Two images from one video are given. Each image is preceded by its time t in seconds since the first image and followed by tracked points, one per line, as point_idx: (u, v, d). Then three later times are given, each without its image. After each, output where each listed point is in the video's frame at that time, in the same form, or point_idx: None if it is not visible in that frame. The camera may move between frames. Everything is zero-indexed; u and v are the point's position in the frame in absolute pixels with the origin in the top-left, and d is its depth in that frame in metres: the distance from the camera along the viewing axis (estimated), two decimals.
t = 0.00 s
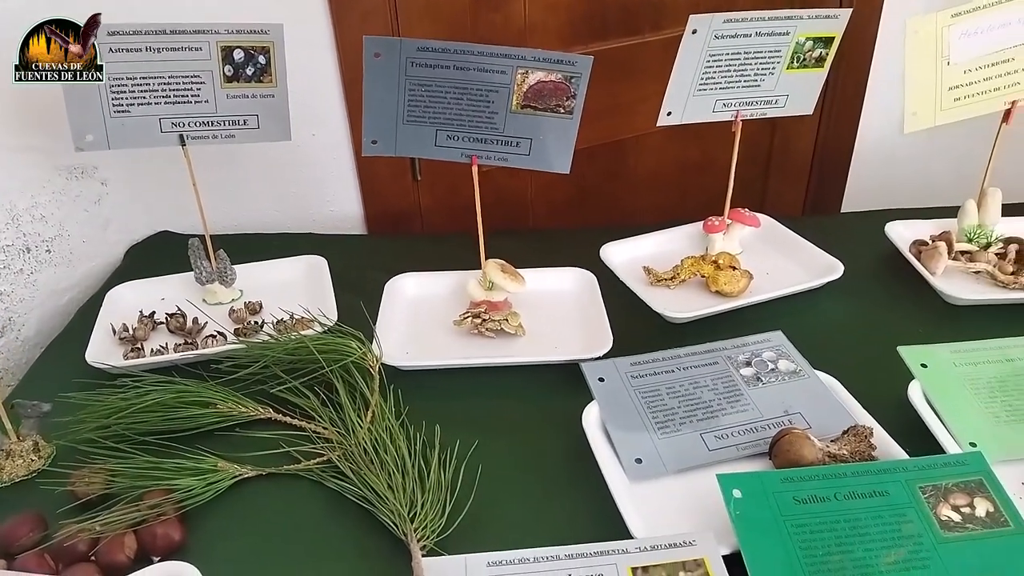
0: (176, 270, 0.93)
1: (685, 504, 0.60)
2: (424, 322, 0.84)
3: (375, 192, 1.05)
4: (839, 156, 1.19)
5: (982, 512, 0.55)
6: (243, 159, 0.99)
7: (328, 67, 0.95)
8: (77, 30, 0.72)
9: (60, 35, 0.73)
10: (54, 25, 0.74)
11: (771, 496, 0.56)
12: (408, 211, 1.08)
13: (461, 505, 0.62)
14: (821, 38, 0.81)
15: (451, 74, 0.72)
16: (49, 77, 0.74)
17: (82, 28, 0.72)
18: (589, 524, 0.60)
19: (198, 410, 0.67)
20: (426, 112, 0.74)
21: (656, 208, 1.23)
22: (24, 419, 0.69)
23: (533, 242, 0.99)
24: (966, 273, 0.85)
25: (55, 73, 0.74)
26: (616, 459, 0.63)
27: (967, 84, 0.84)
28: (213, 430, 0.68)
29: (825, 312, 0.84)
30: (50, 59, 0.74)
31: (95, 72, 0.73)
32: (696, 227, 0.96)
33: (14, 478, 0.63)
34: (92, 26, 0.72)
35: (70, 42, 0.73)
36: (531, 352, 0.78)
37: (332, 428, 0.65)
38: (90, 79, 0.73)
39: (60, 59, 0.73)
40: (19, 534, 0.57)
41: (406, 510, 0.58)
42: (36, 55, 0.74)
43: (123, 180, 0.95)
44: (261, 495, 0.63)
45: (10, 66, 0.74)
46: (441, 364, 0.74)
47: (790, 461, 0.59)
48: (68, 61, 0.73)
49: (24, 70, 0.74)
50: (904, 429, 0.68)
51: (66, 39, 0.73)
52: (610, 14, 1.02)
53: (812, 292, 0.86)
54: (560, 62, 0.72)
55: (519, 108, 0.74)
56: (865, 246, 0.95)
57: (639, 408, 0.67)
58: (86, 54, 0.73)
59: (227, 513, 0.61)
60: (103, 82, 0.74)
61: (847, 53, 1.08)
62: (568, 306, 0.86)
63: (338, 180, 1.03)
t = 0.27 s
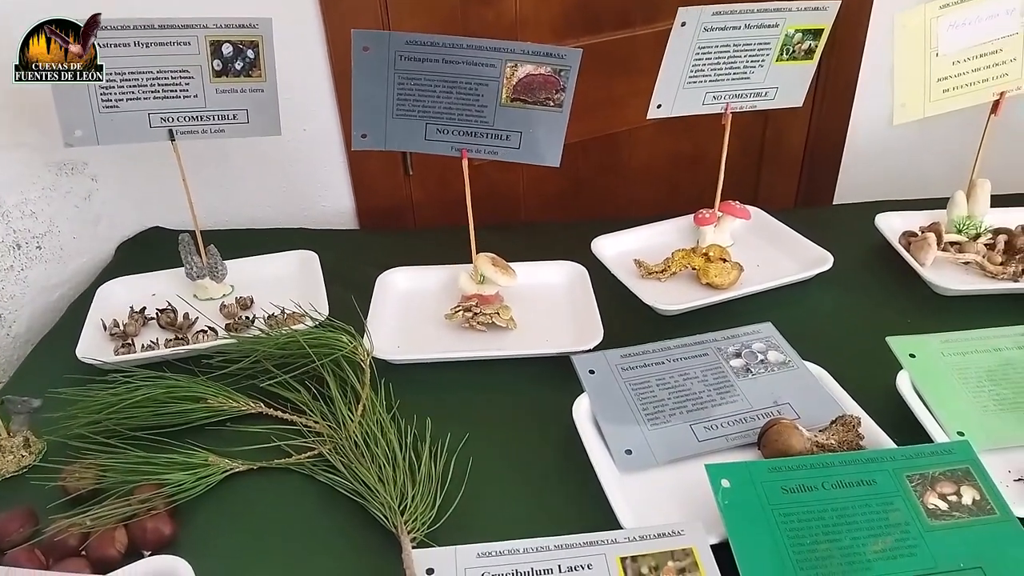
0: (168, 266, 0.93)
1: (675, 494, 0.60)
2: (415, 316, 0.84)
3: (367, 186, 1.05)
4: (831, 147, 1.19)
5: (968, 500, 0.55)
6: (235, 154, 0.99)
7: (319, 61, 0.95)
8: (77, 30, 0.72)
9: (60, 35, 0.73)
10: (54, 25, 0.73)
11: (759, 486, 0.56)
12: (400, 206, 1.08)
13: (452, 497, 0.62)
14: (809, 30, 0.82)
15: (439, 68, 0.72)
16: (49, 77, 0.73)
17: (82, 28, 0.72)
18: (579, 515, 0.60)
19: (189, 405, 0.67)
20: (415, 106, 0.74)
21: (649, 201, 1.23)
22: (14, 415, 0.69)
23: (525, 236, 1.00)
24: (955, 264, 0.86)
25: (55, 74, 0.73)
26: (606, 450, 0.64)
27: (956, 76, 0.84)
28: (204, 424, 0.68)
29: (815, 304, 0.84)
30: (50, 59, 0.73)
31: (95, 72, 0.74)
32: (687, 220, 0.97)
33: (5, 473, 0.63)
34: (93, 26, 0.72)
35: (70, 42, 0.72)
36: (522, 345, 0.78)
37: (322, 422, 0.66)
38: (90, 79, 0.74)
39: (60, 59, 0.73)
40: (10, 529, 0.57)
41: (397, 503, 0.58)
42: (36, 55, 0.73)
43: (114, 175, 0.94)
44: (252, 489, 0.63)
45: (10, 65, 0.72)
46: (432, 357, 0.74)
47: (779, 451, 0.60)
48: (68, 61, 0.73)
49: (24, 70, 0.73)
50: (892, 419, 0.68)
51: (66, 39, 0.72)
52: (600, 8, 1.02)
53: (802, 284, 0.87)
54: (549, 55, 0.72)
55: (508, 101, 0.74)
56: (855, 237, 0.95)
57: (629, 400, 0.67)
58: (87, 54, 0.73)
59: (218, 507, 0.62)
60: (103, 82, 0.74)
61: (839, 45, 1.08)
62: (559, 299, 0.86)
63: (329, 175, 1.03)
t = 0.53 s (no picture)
0: (163, 262, 0.93)
1: (669, 488, 0.60)
2: (411, 311, 0.84)
3: (363, 182, 1.04)
4: (827, 141, 1.19)
5: (961, 492, 0.55)
6: (230, 150, 0.99)
7: (314, 57, 0.95)
8: (77, 29, 0.72)
9: (60, 35, 0.72)
10: (54, 25, 0.72)
11: (753, 479, 0.56)
12: (396, 201, 1.08)
13: (447, 491, 0.62)
14: (804, 24, 0.82)
15: (434, 62, 0.72)
16: (49, 77, 0.73)
17: (82, 28, 0.72)
18: (574, 508, 0.60)
19: (184, 400, 0.67)
20: (410, 101, 0.74)
21: (645, 195, 1.23)
22: (8, 411, 0.69)
23: (521, 231, 1.00)
24: (950, 258, 0.86)
25: (54, 73, 0.73)
26: (601, 444, 0.64)
27: (951, 69, 0.84)
28: (199, 420, 0.68)
29: (809, 298, 0.84)
30: (50, 59, 0.72)
31: (95, 72, 0.74)
32: (683, 214, 0.97)
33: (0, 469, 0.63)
34: (92, 26, 0.72)
35: (70, 42, 0.72)
36: (518, 340, 0.78)
37: (318, 417, 0.66)
38: (89, 79, 0.74)
39: (60, 59, 0.72)
40: (5, 525, 0.57)
41: (392, 497, 0.58)
42: (35, 55, 0.72)
43: (109, 171, 0.94)
44: (248, 484, 0.63)
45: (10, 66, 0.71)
46: (427, 352, 0.75)
47: (772, 444, 0.60)
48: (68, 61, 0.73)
49: (24, 70, 0.72)
50: (886, 412, 0.68)
51: (66, 39, 0.72)
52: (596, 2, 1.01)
53: (797, 278, 0.87)
54: (543, 50, 0.72)
55: (503, 96, 0.74)
56: (850, 232, 0.95)
57: (624, 394, 0.68)
58: (86, 53, 0.73)
59: (213, 502, 0.62)
60: (103, 81, 0.74)
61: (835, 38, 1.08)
62: (555, 294, 0.86)
63: (325, 170, 1.03)
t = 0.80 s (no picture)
0: (162, 255, 0.93)
1: (666, 478, 0.61)
2: (409, 303, 0.84)
3: (361, 174, 1.04)
4: (826, 133, 1.19)
5: (956, 482, 0.55)
6: (228, 142, 0.98)
7: (311, 49, 0.95)
8: (77, 30, 0.72)
9: (60, 35, 0.72)
10: (54, 25, 0.72)
11: (749, 469, 0.56)
12: (394, 193, 1.08)
13: (444, 482, 0.62)
14: (802, 15, 0.81)
15: (430, 53, 0.72)
16: (49, 77, 0.73)
17: (82, 28, 0.72)
18: (571, 498, 0.60)
19: (183, 391, 0.67)
20: (407, 93, 0.74)
21: (644, 187, 1.23)
22: (8, 403, 0.68)
23: (519, 223, 1.00)
24: (948, 250, 0.86)
25: (54, 73, 0.73)
26: (598, 435, 0.64)
27: (948, 60, 0.84)
28: (198, 411, 0.68)
29: (807, 289, 0.84)
30: (50, 59, 0.73)
31: (95, 72, 0.74)
32: (680, 206, 0.97)
33: None
34: (92, 26, 0.72)
35: (70, 41, 0.72)
36: (516, 331, 0.78)
37: (316, 408, 0.66)
38: (89, 79, 0.74)
39: (60, 59, 0.72)
40: (4, 516, 0.58)
41: (390, 488, 0.58)
42: (35, 55, 0.72)
43: (107, 163, 0.94)
44: (246, 475, 0.63)
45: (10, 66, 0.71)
46: (425, 344, 0.75)
47: (769, 434, 0.60)
48: (68, 61, 0.73)
49: (24, 70, 0.72)
50: (882, 402, 0.69)
51: (66, 39, 0.72)
52: None
53: (794, 269, 0.87)
54: (540, 41, 0.71)
55: (500, 87, 0.74)
56: (848, 223, 0.95)
57: (621, 385, 0.68)
58: (86, 54, 0.73)
59: (212, 493, 0.62)
60: (103, 81, 0.74)
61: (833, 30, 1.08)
62: (553, 285, 0.86)
63: (323, 163, 1.03)
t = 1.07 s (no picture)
0: (158, 247, 0.93)
1: (660, 469, 0.61)
2: (405, 295, 0.84)
3: (358, 167, 1.04)
4: (822, 128, 1.19)
5: (948, 473, 0.56)
6: (224, 134, 0.98)
7: (308, 41, 0.94)
8: (77, 29, 0.72)
9: (60, 36, 0.72)
10: (53, 25, 0.72)
11: (743, 460, 0.57)
12: (391, 186, 1.08)
13: (439, 473, 0.62)
14: (798, 9, 0.81)
15: (427, 46, 0.72)
16: (49, 77, 0.73)
17: (82, 28, 0.72)
18: (565, 488, 0.61)
19: (179, 383, 0.67)
20: (403, 84, 0.74)
21: (640, 182, 1.23)
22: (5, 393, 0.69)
23: (515, 216, 1.00)
24: (942, 244, 0.86)
25: (55, 73, 0.74)
26: (593, 426, 0.64)
27: (944, 55, 0.85)
28: (194, 402, 0.69)
29: (801, 283, 0.85)
30: (50, 59, 0.73)
31: (95, 72, 0.74)
32: (676, 200, 0.97)
33: None
34: (92, 26, 0.72)
35: (70, 42, 0.72)
36: (512, 324, 0.79)
37: (312, 399, 0.66)
38: (89, 79, 0.75)
39: (60, 59, 0.73)
40: None
41: (385, 478, 0.58)
42: (35, 55, 0.72)
43: (103, 155, 0.94)
44: (242, 466, 0.63)
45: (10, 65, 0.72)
46: (421, 336, 0.75)
47: (762, 426, 0.60)
48: (68, 61, 0.73)
49: (24, 70, 0.72)
50: (875, 394, 0.69)
51: (66, 40, 0.72)
52: None
53: (789, 263, 0.87)
54: (537, 33, 0.72)
55: (497, 80, 0.74)
56: (843, 218, 0.95)
57: (616, 378, 0.68)
58: (86, 54, 0.73)
59: (208, 484, 0.62)
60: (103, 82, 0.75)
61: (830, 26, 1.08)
62: (548, 279, 0.86)
63: (320, 155, 1.03)
